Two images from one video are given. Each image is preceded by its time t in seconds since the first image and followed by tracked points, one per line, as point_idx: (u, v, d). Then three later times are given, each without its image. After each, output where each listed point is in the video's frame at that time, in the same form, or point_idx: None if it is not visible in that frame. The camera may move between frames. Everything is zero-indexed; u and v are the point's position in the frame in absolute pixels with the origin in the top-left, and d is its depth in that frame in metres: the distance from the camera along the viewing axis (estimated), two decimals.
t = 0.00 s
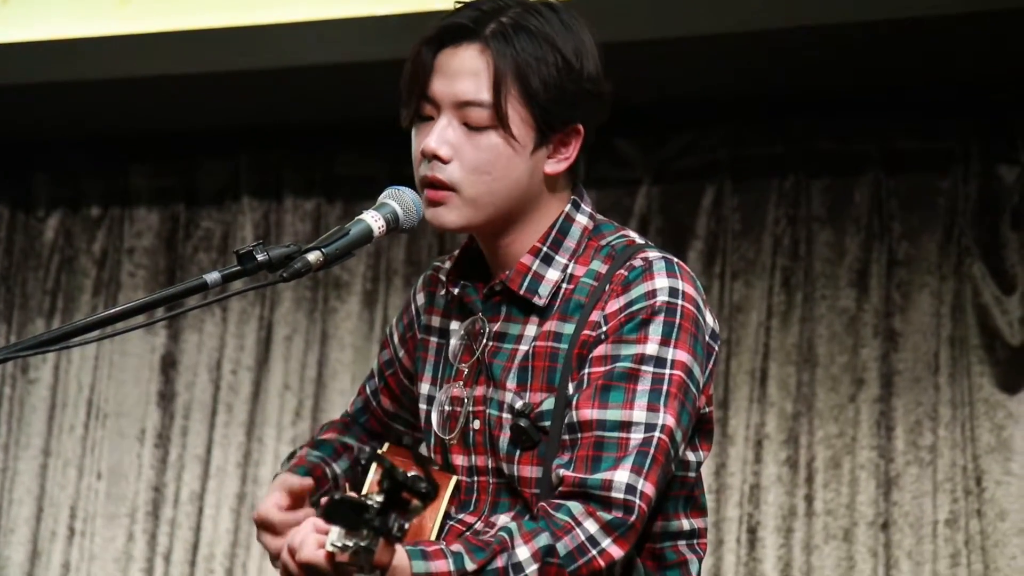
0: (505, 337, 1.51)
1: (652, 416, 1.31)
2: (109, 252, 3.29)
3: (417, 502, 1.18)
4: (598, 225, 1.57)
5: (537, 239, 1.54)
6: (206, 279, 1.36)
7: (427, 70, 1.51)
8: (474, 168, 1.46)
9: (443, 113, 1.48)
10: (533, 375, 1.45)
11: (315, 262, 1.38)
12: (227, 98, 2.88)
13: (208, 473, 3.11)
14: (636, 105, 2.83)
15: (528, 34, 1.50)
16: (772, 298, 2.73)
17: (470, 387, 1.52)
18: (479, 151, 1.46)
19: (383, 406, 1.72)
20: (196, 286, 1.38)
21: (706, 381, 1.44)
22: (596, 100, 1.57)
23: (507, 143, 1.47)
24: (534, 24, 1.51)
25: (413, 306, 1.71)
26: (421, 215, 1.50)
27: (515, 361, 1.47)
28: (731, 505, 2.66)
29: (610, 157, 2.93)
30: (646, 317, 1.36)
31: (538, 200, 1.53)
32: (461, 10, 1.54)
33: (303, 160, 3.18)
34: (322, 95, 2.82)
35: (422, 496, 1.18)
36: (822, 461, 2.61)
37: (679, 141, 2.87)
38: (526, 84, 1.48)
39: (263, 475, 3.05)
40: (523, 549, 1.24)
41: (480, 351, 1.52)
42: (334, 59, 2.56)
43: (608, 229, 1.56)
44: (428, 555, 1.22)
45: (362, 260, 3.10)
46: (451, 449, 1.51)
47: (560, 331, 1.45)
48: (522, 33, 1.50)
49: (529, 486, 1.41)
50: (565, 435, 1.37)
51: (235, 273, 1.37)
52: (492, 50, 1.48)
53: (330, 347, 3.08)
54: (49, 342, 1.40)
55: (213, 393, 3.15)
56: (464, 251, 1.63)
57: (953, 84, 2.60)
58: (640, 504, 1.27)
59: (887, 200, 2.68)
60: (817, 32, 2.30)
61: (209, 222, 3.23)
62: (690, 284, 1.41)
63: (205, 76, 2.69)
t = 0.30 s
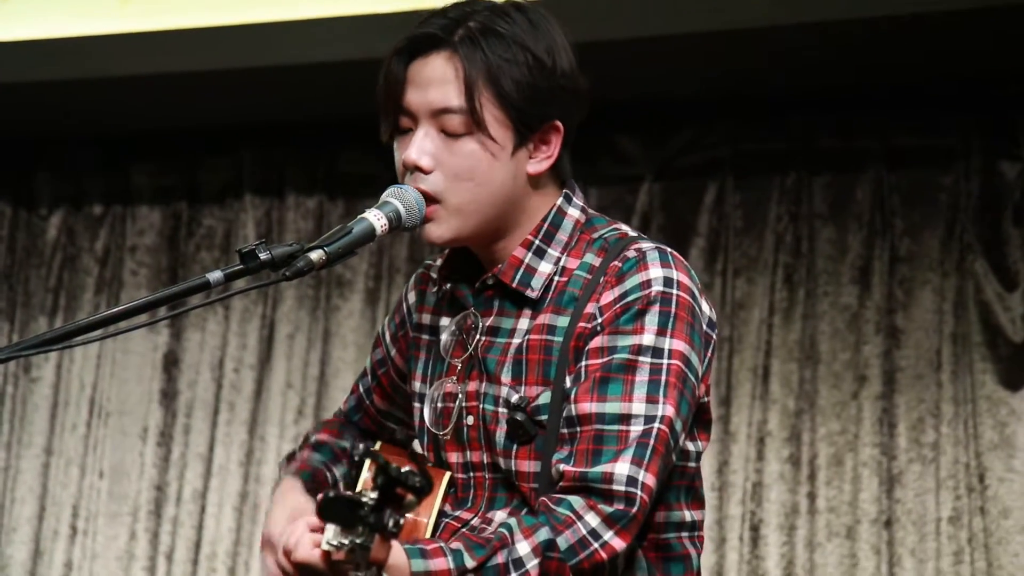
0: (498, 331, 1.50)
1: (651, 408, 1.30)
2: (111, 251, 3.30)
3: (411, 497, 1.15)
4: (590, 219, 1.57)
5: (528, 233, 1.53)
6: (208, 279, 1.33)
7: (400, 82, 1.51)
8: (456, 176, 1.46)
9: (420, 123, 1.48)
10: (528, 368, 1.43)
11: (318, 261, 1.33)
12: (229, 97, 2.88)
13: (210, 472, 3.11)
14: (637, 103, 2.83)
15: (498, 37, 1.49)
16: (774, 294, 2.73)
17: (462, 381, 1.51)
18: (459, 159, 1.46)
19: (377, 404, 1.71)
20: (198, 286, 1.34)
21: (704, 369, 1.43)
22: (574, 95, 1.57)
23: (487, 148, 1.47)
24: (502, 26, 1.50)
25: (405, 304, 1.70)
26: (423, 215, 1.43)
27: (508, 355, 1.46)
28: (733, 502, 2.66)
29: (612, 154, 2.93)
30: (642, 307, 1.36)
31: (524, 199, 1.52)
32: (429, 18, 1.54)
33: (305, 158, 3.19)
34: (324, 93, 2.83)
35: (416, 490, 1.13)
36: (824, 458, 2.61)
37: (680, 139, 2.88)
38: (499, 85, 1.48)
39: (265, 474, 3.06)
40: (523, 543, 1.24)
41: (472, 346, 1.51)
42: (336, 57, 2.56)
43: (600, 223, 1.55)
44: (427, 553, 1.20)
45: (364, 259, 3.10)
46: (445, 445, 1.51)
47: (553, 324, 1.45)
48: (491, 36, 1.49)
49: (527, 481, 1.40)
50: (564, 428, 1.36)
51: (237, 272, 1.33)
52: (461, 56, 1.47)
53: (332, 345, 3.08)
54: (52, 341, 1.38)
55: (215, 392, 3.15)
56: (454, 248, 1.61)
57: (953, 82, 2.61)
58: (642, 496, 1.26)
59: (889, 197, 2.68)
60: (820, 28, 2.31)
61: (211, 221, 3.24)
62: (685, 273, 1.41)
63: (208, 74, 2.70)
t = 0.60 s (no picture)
0: (494, 327, 1.50)
1: (647, 406, 1.30)
2: (108, 248, 3.30)
3: (400, 496, 1.12)
4: (588, 217, 1.56)
5: (527, 228, 1.54)
6: (204, 274, 1.33)
7: (391, 81, 1.50)
8: (453, 171, 1.46)
9: (414, 121, 1.48)
10: (524, 364, 1.44)
11: (315, 256, 1.33)
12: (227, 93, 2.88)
13: (207, 468, 3.11)
14: (634, 100, 2.83)
15: (487, 31, 1.49)
16: (770, 292, 2.73)
17: (458, 376, 1.51)
18: (455, 154, 1.46)
19: (368, 402, 1.71)
20: (195, 282, 1.34)
21: (701, 369, 1.43)
22: (565, 86, 1.56)
23: (482, 142, 1.47)
24: (491, 20, 1.50)
25: (399, 299, 1.70)
26: (420, 211, 1.44)
27: (505, 351, 1.46)
28: (730, 499, 2.66)
29: (610, 151, 2.94)
30: (640, 305, 1.36)
31: (521, 191, 1.52)
32: (418, 15, 1.53)
33: (303, 155, 3.19)
34: (321, 89, 2.82)
35: (405, 489, 1.11)
36: (821, 454, 2.61)
37: (677, 136, 2.88)
38: (491, 79, 1.47)
39: (262, 470, 3.06)
40: (514, 540, 1.23)
41: (469, 341, 1.51)
42: (334, 53, 2.56)
43: (599, 221, 1.55)
44: (419, 549, 1.20)
45: (361, 255, 3.10)
46: (439, 440, 1.50)
47: (552, 321, 1.45)
48: (480, 31, 1.48)
49: (523, 477, 1.40)
50: (560, 424, 1.36)
51: (234, 268, 1.33)
52: (452, 51, 1.47)
53: (329, 341, 3.08)
54: (47, 339, 1.37)
55: (212, 388, 3.15)
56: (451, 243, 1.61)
57: (951, 79, 2.61)
58: (635, 491, 1.26)
59: (886, 194, 2.68)
60: (820, 25, 2.30)
61: (208, 217, 3.24)
62: (684, 272, 1.41)
63: (206, 70, 2.69)
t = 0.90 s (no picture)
0: (498, 330, 1.50)
1: (650, 410, 1.30)
2: (110, 250, 3.30)
3: (405, 502, 1.15)
4: (591, 220, 1.56)
5: (529, 233, 1.53)
6: (206, 277, 1.32)
7: (396, 84, 1.50)
8: (457, 174, 1.46)
9: (419, 124, 1.48)
10: (527, 367, 1.43)
11: (316, 259, 1.33)
12: (229, 95, 2.88)
13: (210, 470, 3.11)
14: (635, 102, 2.83)
15: (492, 36, 1.49)
16: (772, 293, 2.73)
17: (462, 380, 1.51)
18: (459, 159, 1.46)
19: (375, 404, 1.71)
20: (196, 285, 1.34)
21: (703, 372, 1.42)
22: (570, 91, 1.56)
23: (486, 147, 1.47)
24: (497, 25, 1.50)
25: (405, 303, 1.70)
26: (421, 213, 1.43)
27: (508, 354, 1.46)
28: (732, 500, 2.66)
29: (611, 152, 2.94)
30: (642, 309, 1.36)
31: (524, 196, 1.52)
32: (423, 18, 1.53)
33: (304, 157, 3.19)
34: (322, 92, 2.83)
35: (410, 495, 1.14)
36: (823, 456, 2.61)
37: (678, 137, 2.88)
38: (496, 84, 1.47)
39: (264, 472, 3.06)
40: (518, 545, 1.23)
41: (472, 345, 1.51)
42: (335, 55, 2.56)
43: (602, 224, 1.55)
44: (424, 554, 1.21)
45: (363, 258, 3.11)
46: (443, 444, 1.50)
47: (554, 324, 1.45)
48: (485, 36, 1.48)
49: (527, 480, 1.40)
50: (562, 427, 1.36)
51: (235, 270, 1.33)
52: (457, 56, 1.47)
53: (331, 344, 3.08)
54: (49, 340, 1.37)
55: (214, 390, 3.15)
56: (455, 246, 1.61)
57: (952, 81, 2.60)
58: (639, 497, 1.26)
59: (887, 196, 2.68)
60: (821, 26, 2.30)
61: (210, 220, 3.25)
62: (686, 275, 1.41)
63: (208, 73, 2.70)
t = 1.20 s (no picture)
0: (501, 332, 1.50)
1: (650, 411, 1.30)
2: (111, 250, 3.30)
3: (402, 497, 1.14)
4: (594, 221, 1.56)
5: (531, 235, 1.53)
6: (207, 276, 1.33)
7: (400, 84, 1.50)
8: (459, 175, 1.46)
9: (421, 125, 1.48)
10: (529, 369, 1.43)
11: (317, 259, 1.33)
12: (229, 95, 2.88)
13: (210, 470, 3.11)
14: (635, 103, 2.83)
15: (497, 38, 1.49)
16: (773, 293, 2.73)
17: (465, 381, 1.51)
18: (461, 159, 1.46)
19: (380, 404, 1.71)
20: (197, 283, 1.34)
21: (705, 374, 1.42)
22: (573, 93, 1.56)
23: (489, 148, 1.47)
24: (501, 26, 1.50)
25: (409, 303, 1.70)
26: (422, 212, 1.43)
27: (510, 356, 1.46)
28: (733, 500, 2.66)
29: (611, 152, 2.94)
30: (643, 310, 1.36)
31: (526, 197, 1.52)
32: (428, 19, 1.53)
33: (305, 157, 3.19)
34: (323, 91, 2.82)
35: (407, 490, 1.13)
36: (824, 456, 2.61)
37: (678, 137, 2.88)
38: (499, 86, 1.47)
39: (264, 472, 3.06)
40: (518, 543, 1.24)
41: (475, 346, 1.51)
42: (336, 54, 2.56)
43: (604, 225, 1.55)
44: (422, 550, 1.21)
45: (363, 257, 3.11)
46: (446, 445, 1.50)
47: (556, 325, 1.45)
48: (490, 37, 1.48)
49: (528, 481, 1.40)
50: (564, 428, 1.36)
51: (236, 270, 1.33)
52: (460, 57, 1.47)
53: (331, 343, 3.08)
54: (50, 340, 1.37)
55: (214, 390, 3.15)
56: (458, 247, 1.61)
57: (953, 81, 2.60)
58: (639, 496, 1.26)
59: (888, 196, 2.68)
60: (821, 26, 2.30)
61: (211, 219, 3.25)
62: (687, 276, 1.41)
63: (208, 72, 2.70)
